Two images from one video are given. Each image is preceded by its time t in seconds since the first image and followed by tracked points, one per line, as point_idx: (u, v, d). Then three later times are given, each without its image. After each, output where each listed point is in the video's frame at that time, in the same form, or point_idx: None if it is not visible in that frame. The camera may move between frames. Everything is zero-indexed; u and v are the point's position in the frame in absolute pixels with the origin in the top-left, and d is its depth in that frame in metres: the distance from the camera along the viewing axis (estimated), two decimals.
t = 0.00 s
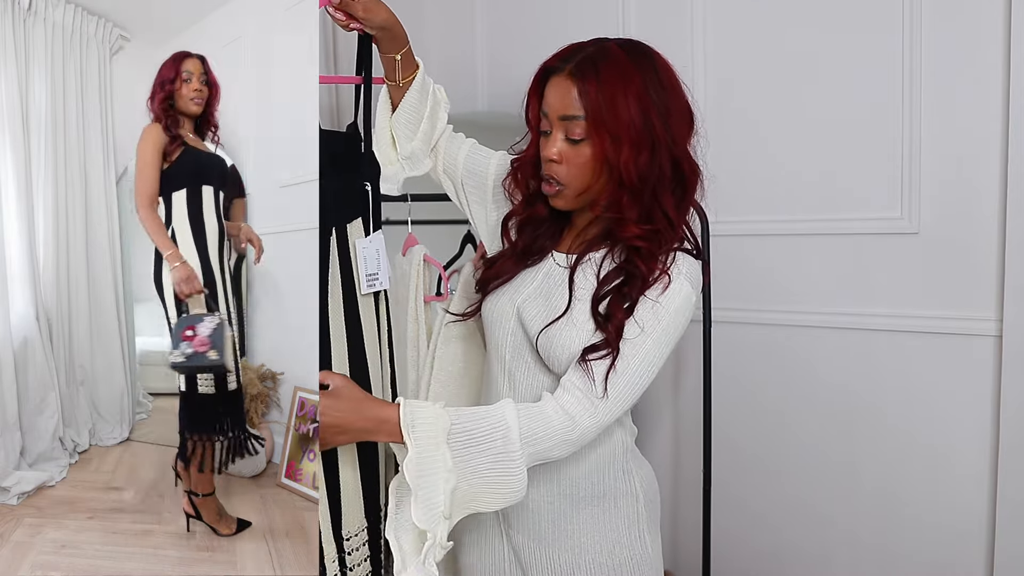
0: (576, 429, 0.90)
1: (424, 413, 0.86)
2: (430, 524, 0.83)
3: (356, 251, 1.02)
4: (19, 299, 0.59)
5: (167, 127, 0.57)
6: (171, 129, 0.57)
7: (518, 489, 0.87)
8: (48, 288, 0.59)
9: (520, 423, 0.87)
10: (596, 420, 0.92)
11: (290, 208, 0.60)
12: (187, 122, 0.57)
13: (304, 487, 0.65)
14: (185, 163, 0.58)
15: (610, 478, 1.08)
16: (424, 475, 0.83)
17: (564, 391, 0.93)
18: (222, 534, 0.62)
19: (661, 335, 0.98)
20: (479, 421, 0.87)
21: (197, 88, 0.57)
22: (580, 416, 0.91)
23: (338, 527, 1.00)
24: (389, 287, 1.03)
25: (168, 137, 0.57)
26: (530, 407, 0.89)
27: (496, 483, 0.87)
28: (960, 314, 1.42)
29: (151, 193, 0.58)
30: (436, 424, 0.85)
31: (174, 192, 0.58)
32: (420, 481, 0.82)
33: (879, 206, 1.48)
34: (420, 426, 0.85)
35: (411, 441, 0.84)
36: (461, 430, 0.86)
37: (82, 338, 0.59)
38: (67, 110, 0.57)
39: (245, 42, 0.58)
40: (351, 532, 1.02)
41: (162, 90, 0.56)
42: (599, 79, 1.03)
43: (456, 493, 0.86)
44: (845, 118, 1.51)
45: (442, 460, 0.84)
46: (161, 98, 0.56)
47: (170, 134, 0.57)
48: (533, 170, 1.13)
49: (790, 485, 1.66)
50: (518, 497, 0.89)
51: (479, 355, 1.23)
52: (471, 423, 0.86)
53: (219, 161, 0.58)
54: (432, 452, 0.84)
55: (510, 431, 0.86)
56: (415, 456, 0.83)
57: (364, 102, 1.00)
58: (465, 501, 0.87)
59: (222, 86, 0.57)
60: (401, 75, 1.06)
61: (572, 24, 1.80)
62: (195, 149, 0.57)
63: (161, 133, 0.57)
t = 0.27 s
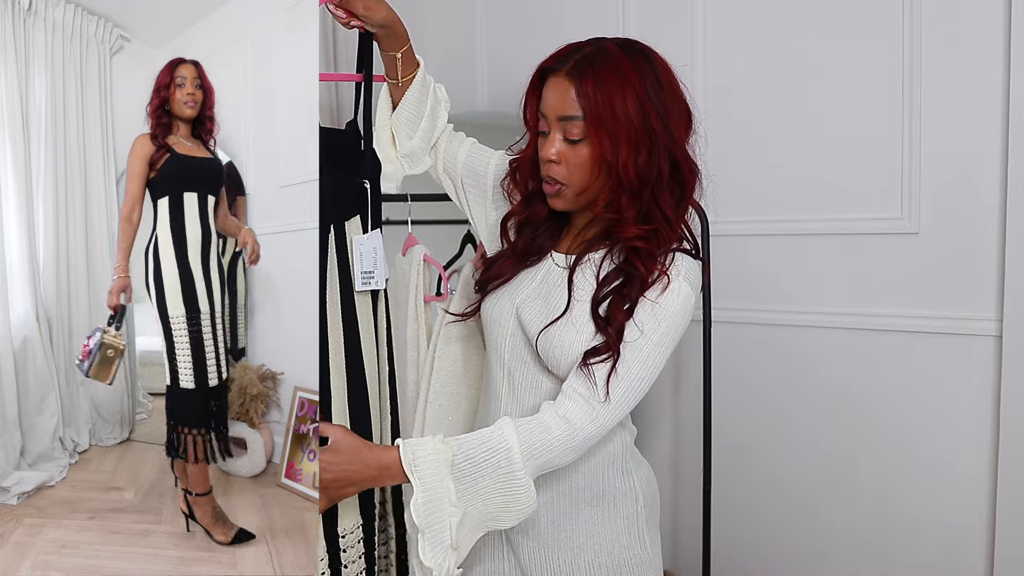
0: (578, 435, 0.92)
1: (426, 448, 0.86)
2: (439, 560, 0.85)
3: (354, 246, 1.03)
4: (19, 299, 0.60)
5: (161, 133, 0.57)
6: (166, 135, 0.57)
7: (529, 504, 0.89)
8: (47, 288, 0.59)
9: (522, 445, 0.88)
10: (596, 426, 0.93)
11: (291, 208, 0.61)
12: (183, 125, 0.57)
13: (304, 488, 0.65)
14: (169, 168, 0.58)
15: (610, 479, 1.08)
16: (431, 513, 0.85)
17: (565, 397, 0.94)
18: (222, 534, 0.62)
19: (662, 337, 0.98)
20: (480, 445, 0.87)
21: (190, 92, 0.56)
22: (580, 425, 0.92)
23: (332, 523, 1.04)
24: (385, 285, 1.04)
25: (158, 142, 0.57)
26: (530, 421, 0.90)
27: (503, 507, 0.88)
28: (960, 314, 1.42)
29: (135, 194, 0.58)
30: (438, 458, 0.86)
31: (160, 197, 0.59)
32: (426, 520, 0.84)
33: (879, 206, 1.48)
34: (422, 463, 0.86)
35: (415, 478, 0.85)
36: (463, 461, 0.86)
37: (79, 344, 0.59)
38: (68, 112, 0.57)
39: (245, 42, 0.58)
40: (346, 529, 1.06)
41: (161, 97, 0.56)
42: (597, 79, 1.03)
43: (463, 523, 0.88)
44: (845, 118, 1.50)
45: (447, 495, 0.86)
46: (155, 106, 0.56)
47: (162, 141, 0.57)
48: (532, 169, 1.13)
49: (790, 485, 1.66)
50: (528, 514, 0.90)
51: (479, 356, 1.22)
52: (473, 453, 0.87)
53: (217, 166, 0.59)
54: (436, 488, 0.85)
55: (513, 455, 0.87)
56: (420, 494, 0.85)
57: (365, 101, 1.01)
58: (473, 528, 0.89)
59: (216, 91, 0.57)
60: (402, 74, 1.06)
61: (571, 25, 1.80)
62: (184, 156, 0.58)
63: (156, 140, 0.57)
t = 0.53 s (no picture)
0: (575, 437, 0.92)
1: (426, 473, 0.85)
2: None
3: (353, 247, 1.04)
4: (20, 300, 0.60)
5: (150, 135, 0.57)
6: (156, 138, 0.57)
7: (534, 513, 0.89)
8: (48, 289, 0.59)
9: (519, 449, 0.88)
10: (595, 428, 0.93)
11: (292, 208, 0.60)
12: (176, 127, 0.57)
13: (304, 488, 0.65)
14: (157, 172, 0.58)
15: (609, 479, 1.08)
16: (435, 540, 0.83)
17: (565, 399, 0.94)
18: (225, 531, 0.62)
19: (661, 336, 0.98)
20: (479, 462, 0.86)
21: (181, 94, 0.56)
22: (578, 427, 0.92)
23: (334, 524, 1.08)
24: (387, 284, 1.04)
25: (147, 145, 0.57)
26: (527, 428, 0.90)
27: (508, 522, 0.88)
28: (960, 314, 1.42)
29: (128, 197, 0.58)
30: (439, 481, 0.84)
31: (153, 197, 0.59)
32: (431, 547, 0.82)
33: (879, 206, 1.48)
34: (423, 489, 0.84)
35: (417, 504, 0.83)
36: (465, 480, 0.85)
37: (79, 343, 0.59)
38: (69, 113, 0.57)
39: (244, 44, 0.57)
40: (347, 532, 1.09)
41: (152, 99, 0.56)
42: (596, 78, 1.03)
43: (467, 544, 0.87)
44: (845, 118, 1.50)
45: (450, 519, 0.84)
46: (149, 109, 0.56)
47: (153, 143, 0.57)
48: (532, 169, 1.13)
49: (790, 485, 1.66)
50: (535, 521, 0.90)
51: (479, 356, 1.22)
52: (474, 470, 0.86)
53: (210, 167, 0.59)
54: (440, 513, 0.84)
55: (513, 463, 0.87)
56: (424, 520, 0.83)
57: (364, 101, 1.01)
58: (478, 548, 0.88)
59: (207, 94, 0.57)
60: (401, 74, 1.06)
61: (571, 25, 1.80)
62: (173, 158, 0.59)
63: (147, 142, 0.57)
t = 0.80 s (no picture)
0: (586, 445, 0.91)
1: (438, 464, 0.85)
2: None
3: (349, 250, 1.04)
4: (20, 299, 0.59)
5: (139, 137, 0.58)
6: (144, 140, 0.58)
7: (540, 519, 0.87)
8: (47, 288, 0.59)
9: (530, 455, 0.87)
10: (605, 436, 0.93)
11: (292, 207, 0.65)
12: (165, 127, 0.59)
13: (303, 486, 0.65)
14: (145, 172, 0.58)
15: (609, 479, 1.08)
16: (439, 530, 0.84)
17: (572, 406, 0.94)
18: (224, 529, 0.66)
19: (664, 339, 0.98)
20: (491, 460, 0.86)
21: (171, 94, 0.59)
22: (589, 436, 0.91)
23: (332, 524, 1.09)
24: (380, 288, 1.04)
25: (135, 148, 0.58)
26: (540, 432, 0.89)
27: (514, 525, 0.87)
28: (960, 314, 1.42)
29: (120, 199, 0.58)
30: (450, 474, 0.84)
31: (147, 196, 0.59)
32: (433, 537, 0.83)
33: (879, 206, 1.48)
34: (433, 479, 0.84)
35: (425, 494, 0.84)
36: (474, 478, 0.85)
37: (83, 343, 0.60)
38: (68, 113, 0.58)
39: (243, 42, 0.62)
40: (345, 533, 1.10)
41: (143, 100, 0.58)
42: (596, 77, 1.03)
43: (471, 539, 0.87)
44: (845, 118, 1.50)
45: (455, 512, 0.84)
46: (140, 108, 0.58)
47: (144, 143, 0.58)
48: (531, 168, 1.13)
49: (790, 485, 1.66)
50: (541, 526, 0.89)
51: (479, 358, 1.21)
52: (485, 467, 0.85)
53: (199, 164, 0.61)
54: (446, 505, 0.84)
55: (523, 466, 0.86)
56: (429, 509, 0.83)
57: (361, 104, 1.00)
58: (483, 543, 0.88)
59: (197, 95, 0.60)
60: (398, 77, 1.05)
61: (571, 26, 1.80)
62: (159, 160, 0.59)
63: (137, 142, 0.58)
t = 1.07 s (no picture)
0: (584, 429, 0.90)
1: (450, 398, 0.84)
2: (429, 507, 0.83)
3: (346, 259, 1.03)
4: (21, 299, 0.59)
5: (126, 144, 0.58)
6: (133, 148, 0.58)
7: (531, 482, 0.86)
8: (48, 288, 0.58)
9: (536, 421, 0.87)
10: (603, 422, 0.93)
11: (291, 207, 0.62)
12: (150, 136, 0.58)
13: (304, 488, 0.66)
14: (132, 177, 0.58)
15: (609, 478, 1.08)
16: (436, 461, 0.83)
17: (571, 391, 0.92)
18: (225, 531, 0.63)
19: (663, 333, 0.98)
20: (499, 409, 0.86)
21: (158, 104, 0.57)
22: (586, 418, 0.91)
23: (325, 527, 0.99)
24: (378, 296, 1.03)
25: (123, 155, 0.58)
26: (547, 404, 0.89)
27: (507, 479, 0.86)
28: (960, 314, 1.42)
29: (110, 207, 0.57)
30: (459, 411, 0.84)
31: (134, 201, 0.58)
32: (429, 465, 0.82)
33: (879, 206, 1.48)
34: (442, 411, 0.83)
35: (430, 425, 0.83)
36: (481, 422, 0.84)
37: (79, 346, 0.59)
38: (67, 112, 0.57)
39: (243, 43, 0.59)
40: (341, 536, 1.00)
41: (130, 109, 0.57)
42: (596, 77, 1.03)
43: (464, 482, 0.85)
44: (845, 118, 1.50)
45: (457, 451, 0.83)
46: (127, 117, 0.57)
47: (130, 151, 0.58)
48: (532, 168, 1.13)
49: (790, 485, 1.66)
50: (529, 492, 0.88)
51: (479, 357, 1.22)
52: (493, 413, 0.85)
53: (182, 170, 0.59)
54: (450, 441, 0.83)
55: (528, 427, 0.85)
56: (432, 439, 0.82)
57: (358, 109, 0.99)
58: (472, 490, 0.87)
59: (185, 105, 0.57)
60: (393, 83, 1.06)
61: (571, 25, 1.80)
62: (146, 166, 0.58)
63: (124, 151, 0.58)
